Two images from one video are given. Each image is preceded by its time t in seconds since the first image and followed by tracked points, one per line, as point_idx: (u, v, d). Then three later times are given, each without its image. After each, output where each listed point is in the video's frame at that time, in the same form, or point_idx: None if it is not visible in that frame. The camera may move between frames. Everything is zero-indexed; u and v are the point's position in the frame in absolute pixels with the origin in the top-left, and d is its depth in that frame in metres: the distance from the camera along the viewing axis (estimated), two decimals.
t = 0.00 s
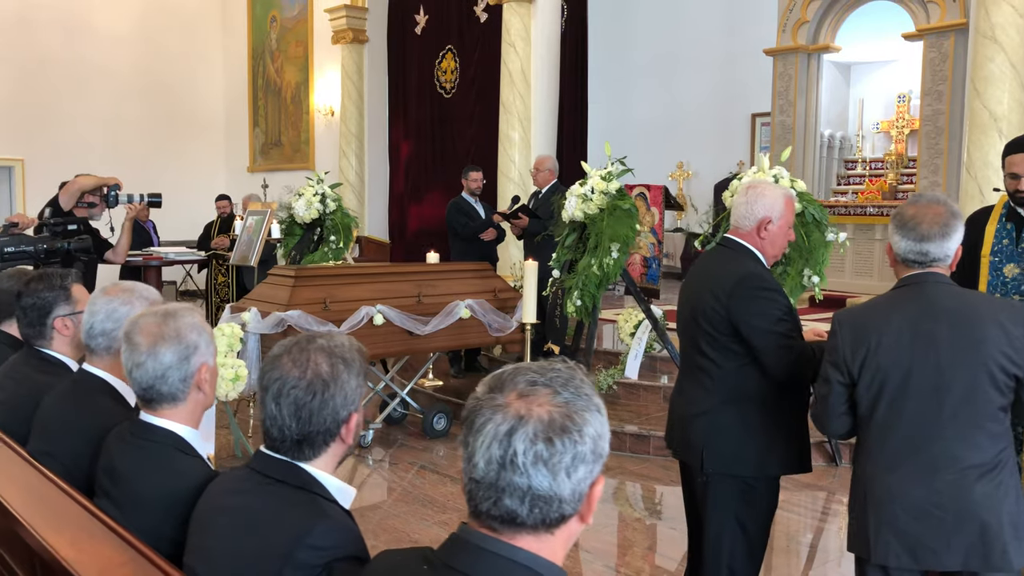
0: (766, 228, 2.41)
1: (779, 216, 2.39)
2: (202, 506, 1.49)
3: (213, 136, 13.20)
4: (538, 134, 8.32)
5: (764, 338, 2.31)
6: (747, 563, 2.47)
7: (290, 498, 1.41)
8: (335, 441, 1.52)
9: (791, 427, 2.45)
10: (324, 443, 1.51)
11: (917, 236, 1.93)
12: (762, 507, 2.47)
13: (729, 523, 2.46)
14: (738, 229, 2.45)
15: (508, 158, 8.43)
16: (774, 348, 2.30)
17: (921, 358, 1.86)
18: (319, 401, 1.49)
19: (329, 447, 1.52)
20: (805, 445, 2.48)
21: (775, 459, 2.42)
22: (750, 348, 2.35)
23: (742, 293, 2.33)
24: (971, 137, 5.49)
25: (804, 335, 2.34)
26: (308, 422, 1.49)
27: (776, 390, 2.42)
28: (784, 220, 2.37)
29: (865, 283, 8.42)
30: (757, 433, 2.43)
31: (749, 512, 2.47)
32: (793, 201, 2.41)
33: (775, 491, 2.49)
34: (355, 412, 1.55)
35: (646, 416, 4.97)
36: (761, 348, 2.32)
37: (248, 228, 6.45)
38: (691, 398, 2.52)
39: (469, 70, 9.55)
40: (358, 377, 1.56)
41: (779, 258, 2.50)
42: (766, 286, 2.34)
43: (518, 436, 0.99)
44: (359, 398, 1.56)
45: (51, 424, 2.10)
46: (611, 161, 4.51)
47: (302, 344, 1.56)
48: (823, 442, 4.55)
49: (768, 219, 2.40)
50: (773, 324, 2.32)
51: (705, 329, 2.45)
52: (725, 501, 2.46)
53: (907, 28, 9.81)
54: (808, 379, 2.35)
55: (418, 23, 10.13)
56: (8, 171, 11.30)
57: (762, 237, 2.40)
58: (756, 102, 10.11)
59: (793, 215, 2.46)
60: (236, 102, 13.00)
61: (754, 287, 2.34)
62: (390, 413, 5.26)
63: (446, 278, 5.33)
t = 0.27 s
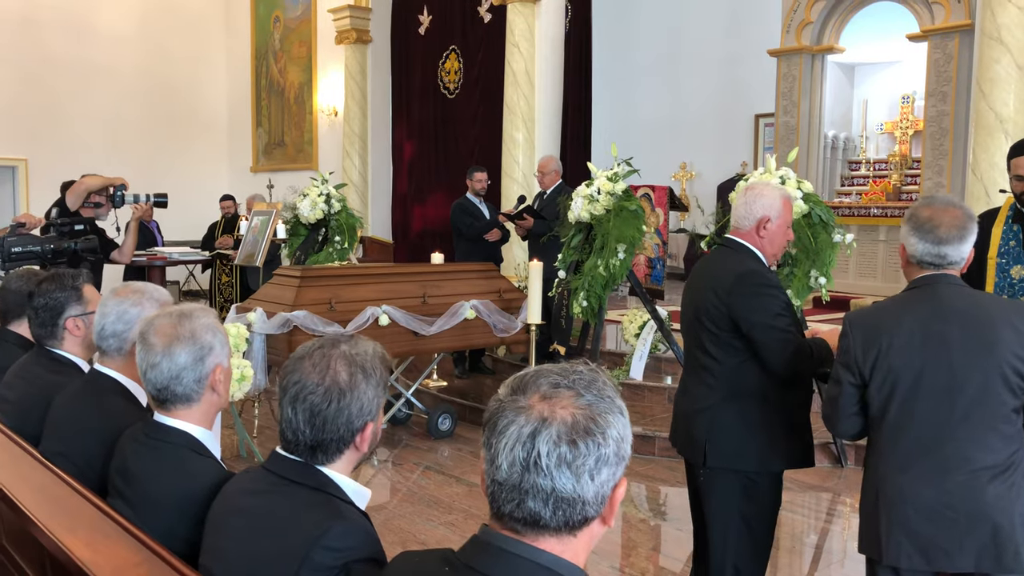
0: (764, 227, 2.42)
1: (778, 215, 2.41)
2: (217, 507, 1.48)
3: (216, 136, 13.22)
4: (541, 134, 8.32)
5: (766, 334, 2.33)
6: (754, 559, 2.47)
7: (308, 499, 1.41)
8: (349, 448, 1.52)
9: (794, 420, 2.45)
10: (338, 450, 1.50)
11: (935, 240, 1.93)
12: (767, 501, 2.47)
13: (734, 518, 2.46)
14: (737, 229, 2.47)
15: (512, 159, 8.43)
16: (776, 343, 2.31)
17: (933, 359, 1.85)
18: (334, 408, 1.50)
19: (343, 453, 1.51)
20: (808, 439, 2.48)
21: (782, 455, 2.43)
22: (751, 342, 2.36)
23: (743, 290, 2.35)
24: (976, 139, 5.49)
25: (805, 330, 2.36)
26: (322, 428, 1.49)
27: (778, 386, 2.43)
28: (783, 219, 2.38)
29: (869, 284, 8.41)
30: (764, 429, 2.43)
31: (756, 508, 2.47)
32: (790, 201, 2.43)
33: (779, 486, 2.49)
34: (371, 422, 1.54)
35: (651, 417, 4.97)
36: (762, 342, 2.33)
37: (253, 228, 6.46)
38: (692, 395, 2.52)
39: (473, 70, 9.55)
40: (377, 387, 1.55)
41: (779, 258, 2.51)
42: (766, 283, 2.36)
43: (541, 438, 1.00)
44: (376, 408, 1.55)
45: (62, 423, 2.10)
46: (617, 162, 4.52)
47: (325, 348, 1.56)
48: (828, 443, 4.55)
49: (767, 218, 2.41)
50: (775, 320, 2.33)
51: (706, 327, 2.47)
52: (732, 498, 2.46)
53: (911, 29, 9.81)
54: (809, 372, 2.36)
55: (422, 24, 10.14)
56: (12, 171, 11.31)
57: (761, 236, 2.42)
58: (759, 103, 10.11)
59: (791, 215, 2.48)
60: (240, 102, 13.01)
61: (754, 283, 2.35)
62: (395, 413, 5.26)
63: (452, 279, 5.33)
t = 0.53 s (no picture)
0: (757, 228, 2.45)
1: (769, 216, 2.44)
2: (224, 509, 1.49)
3: (220, 137, 13.24)
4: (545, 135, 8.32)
5: (760, 330, 2.34)
6: (756, 556, 2.47)
7: (314, 502, 1.42)
8: (354, 455, 1.52)
9: (792, 415, 2.47)
10: (343, 456, 1.50)
11: (941, 244, 1.93)
12: (767, 497, 2.47)
13: (734, 514, 2.47)
14: (730, 231, 2.50)
15: (516, 160, 8.44)
16: (769, 339, 2.34)
17: (936, 362, 1.86)
18: (341, 415, 1.50)
19: (349, 458, 1.52)
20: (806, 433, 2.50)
21: (780, 451, 2.44)
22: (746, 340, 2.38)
23: (736, 288, 2.38)
24: (981, 140, 5.48)
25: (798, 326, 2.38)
26: (328, 435, 1.49)
27: (775, 382, 2.44)
28: (774, 220, 2.41)
29: (873, 285, 8.40)
30: (764, 427, 2.44)
31: (757, 506, 2.47)
32: (781, 203, 2.46)
33: (778, 483, 2.51)
34: (376, 430, 1.55)
35: (655, 418, 4.97)
36: (757, 340, 2.35)
37: (257, 229, 6.47)
38: (690, 394, 2.53)
39: (477, 72, 9.55)
40: (383, 396, 1.56)
41: (772, 259, 2.53)
42: (759, 281, 2.38)
43: (546, 442, 1.00)
44: (382, 416, 1.55)
45: (67, 424, 2.11)
46: (621, 163, 4.52)
47: (334, 354, 1.57)
48: (832, 445, 4.55)
49: (758, 219, 2.44)
50: (768, 318, 2.35)
51: (702, 327, 2.48)
52: (733, 494, 2.46)
53: (915, 30, 9.80)
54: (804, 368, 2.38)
55: (426, 25, 10.15)
56: (17, 172, 11.35)
57: (753, 236, 2.44)
58: (763, 104, 10.11)
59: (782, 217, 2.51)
60: (244, 103, 13.04)
61: (748, 282, 2.38)
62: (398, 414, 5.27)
63: (456, 280, 5.34)
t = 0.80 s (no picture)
0: (745, 226, 2.45)
1: (756, 215, 2.44)
2: (221, 506, 1.50)
3: (222, 137, 13.25)
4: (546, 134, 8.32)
5: (751, 325, 2.35)
6: (755, 551, 2.47)
7: (309, 500, 1.43)
8: (348, 452, 1.52)
9: (785, 408, 2.48)
10: (337, 453, 1.51)
11: (937, 244, 1.93)
12: (764, 490, 2.48)
13: (732, 508, 2.47)
14: (719, 231, 2.51)
15: (517, 159, 8.44)
16: (759, 334, 2.34)
17: (932, 360, 1.86)
18: (335, 412, 1.51)
19: (343, 456, 1.52)
20: (800, 425, 2.51)
21: (777, 446, 2.45)
22: (738, 337, 2.39)
23: (726, 285, 2.39)
24: (982, 139, 5.48)
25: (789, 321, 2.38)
26: (322, 432, 1.50)
27: (768, 377, 2.45)
28: (761, 218, 2.42)
29: (875, 284, 8.40)
30: (760, 422, 2.45)
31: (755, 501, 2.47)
32: (768, 202, 2.47)
33: (775, 477, 2.51)
34: (371, 427, 1.55)
35: (655, 418, 4.97)
36: (749, 336, 2.36)
37: (259, 229, 6.49)
38: (685, 391, 2.53)
39: (478, 72, 9.56)
40: (378, 393, 1.56)
41: (762, 257, 2.54)
42: (749, 277, 2.39)
43: (535, 439, 1.01)
44: (376, 413, 1.56)
45: (67, 423, 2.12)
46: (621, 163, 4.53)
47: (329, 352, 1.57)
48: (833, 444, 4.55)
49: (746, 218, 2.45)
50: (759, 313, 2.36)
51: (694, 325, 2.49)
52: (730, 489, 2.47)
53: (917, 29, 9.79)
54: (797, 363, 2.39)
55: (428, 24, 10.16)
56: (20, 172, 11.37)
57: (742, 235, 2.45)
58: (765, 104, 10.10)
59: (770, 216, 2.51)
60: (246, 103, 13.05)
61: (738, 279, 2.38)
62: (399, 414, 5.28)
63: (457, 279, 5.34)
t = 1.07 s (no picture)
0: (740, 224, 2.46)
1: (751, 213, 2.46)
2: (220, 501, 1.51)
3: (226, 138, 13.29)
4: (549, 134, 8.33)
5: (746, 322, 2.36)
6: (755, 546, 2.47)
7: (306, 495, 1.44)
8: (346, 447, 1.54)
9: (781, 403, 2.49)
10: (335, 448, 1.52)
11: (935, 242, 1.94)
12: (761, 486, 2.48)
13: (730, 504, 2.47)
14: (715, 229, 2.52)
15: (520, 159, 8.45)
16: (755, 331, 2.36)
17: (929, 358, 1.86)
18: (332, 407, 1.52)
19: (341, 451, 1.54)
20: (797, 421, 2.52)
21: (774, 441, 2.46)
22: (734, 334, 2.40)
23: (722, 282, 2.40)
24: (985, 138, 5.48)
25: (785, 319, 2.40)
26: (319, 427, 1.51)
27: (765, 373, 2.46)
28: (756, 217, 2.43)
29: (878, 284, 8.40)
30: (757, 418, 2.46)
31: (754, 496, 2.48)
32: (763, 200, 2.49)
33: (773, 472, 2.52)
34: (368, 422, 1.57)
35: (658, 417, 4.97)
36: (745, 332, 2.37)
37: (263, 228, 6.51)
38: (683, 388, 2.54)
39: (481, 72, 9.57)
40: (374, 387, 1.58)
41: (758, 255, 2.55)
42: (745, 275, 2.41)
43: (527, 433, 1.02)
44: (373, 408, 1.57)
45: (70, 420, 2.13)
46: (623, 162, 4.54)
47: (324, 348, 1.58)
48: (835, 444, 4.55)
49: (741, 217, 2.46)
50: (754, 310, 2.37)
51: (691, 323, 2.50)
52: (730, 486, 2.47)
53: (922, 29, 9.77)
54: (793, 359, 2.40)
55: (431, 25, 10.18)
56: (25, 172, 11.43)
57: (737, 233, 2.46)
58: (768, 103, 10.09)
59: (766, 215, 2.53)
60: (250, 103, 13.08)
61: (733, 277, 2.40)
62: (402, 413, 5.29)
63: (459, 279, 5.35)
